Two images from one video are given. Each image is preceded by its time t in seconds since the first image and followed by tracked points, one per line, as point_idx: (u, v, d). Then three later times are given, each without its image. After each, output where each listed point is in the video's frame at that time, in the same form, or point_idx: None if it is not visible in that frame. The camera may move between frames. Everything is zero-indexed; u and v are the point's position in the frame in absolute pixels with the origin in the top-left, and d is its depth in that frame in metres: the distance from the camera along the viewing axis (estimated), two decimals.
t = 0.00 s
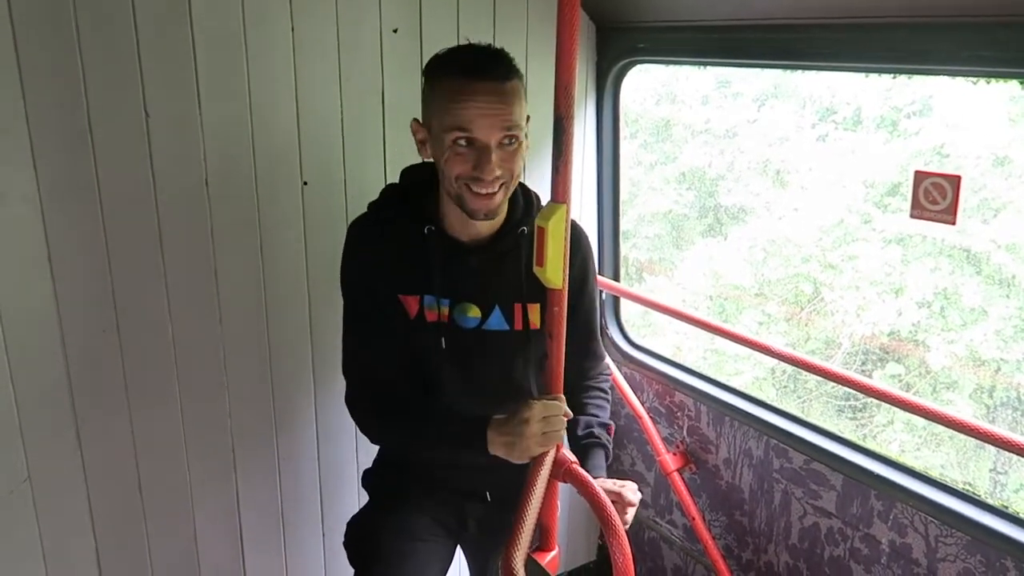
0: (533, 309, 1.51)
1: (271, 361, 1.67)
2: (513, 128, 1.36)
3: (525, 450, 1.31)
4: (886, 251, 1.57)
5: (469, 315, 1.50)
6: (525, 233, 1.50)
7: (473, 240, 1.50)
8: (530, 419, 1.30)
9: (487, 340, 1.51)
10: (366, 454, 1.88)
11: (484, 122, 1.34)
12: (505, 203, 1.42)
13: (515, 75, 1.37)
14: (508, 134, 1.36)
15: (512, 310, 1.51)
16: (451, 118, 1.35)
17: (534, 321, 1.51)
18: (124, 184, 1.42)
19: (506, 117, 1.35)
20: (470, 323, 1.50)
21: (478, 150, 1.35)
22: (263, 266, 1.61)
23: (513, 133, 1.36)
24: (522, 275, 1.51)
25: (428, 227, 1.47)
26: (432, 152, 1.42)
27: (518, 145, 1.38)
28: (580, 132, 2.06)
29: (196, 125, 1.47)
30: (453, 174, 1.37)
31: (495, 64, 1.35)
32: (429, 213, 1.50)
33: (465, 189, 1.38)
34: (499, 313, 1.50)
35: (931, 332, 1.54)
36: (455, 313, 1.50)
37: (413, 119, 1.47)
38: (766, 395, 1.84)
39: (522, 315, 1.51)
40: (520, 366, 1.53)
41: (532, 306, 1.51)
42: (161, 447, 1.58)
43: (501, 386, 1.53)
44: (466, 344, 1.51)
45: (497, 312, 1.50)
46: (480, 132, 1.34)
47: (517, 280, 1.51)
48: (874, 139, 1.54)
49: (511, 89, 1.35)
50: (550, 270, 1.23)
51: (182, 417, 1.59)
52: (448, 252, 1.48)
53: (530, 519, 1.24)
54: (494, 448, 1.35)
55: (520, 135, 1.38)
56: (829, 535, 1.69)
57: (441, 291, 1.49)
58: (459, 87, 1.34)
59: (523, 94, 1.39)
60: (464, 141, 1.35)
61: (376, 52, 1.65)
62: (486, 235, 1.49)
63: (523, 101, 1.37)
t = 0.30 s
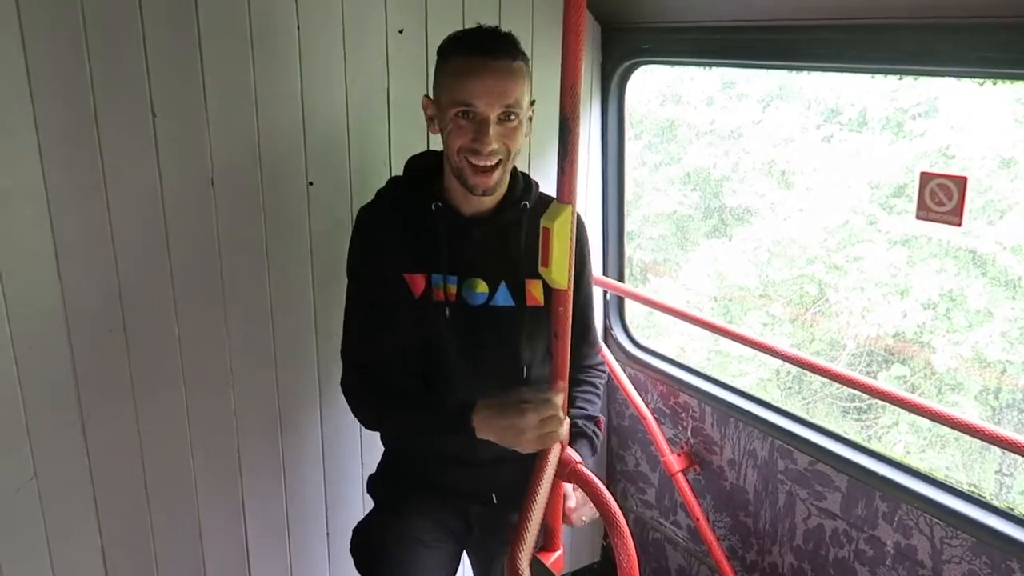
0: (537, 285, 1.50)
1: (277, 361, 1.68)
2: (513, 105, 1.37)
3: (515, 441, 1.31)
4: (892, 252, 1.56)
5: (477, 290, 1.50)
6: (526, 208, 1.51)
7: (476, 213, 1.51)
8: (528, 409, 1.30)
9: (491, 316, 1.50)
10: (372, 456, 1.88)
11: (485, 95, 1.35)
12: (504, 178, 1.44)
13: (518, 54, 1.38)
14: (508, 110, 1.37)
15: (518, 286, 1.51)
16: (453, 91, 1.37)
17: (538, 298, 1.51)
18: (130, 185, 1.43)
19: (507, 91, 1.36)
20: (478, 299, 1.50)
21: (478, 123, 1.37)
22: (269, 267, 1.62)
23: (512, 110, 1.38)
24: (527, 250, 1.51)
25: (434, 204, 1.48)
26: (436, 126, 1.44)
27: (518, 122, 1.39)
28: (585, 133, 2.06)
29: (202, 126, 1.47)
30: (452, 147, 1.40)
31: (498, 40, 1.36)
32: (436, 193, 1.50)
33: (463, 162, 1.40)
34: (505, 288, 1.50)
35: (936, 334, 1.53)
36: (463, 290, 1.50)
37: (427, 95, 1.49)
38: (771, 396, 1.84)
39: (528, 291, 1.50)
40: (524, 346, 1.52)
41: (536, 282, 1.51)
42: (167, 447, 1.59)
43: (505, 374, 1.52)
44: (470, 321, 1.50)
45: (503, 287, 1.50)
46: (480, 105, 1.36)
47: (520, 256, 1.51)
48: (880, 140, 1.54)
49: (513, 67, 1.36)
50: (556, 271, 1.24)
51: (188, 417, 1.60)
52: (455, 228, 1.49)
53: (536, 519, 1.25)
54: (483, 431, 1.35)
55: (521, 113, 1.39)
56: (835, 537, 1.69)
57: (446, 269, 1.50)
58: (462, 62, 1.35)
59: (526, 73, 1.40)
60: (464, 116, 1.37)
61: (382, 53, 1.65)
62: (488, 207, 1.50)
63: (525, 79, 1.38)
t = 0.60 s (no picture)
0: (535, 275, 1.50)
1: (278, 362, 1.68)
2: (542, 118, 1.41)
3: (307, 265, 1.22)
4: (892, 253, 1.57)
5: (475, 282, 1.49)
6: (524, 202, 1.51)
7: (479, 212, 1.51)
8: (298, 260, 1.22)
9: (490, 309, 1.50)
10: (374, 456, 1.88)
11: (522, 112, 1.37)
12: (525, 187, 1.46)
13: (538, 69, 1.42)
14: (538, 124, 1.41)
15: (517, 277, 1.50)
16: (487, 107, 1.37)
17: (537, 287, 1.51)
18: (133, 185, 1.44)
19: (539, 107, 1.39)
20: (476, 290, 1.50)
21: (514, 139, 1.38)
22: (271, 267, 1.62)
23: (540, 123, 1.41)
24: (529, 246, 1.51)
25: (434, 200, 1.50)
26: (456, 139, 1.42)
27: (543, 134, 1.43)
28: (586, 134, 2.06)
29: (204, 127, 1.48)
30: (485, 161, 1.39)
31: (522, 55, 1.39)
32: (440, 188, 1.52)
33: (496, 175, 1.40)
34: (503, 279, 1.50)
35: (937, 334, 1.54)
36: (461, 282, 1.49)
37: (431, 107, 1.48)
38: (772, 396, 1.85)
39: (527, 282, 1.50)
40: (525, 337, 1.51)
41: (534, 272, 1.50)
42: (168, 447, 1.59)
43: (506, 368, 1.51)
44: (470, 315, 1.49)
45: (501, 277, 1.50)
46: (515, 122, 1.37)
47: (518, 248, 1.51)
48: (881, 141, 1.54)
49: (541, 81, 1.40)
50: (556, 271, 1.25)
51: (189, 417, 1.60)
52: (454, 224, 1.50)
53: (536, 519, 1.25)
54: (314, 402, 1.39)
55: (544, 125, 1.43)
56: (834, 538, 1.69)
57: (445, 263, 1.50)
58: (495, 78, 1.36)
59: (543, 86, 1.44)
60: (499, 130, 1.38)
61: (383, 54, 1.65)
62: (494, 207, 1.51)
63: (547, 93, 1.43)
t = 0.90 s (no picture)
0: (535, 279, 1.50)
1: (281, 363, 1.68)
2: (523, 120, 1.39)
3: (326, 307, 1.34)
4: (894, 254, 1.57)
5: (474, 284, 1.50)
6: (524, 204, 1.51)
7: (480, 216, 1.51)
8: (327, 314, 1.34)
9: (489, 311, 1.50)
10: (377, 456, 1.88)
11: (501, 116, 1.36)
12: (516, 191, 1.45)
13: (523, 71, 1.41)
14: (519, 127, 1.39)
15: (516, 281, 1.50)
16: (469, 112, 1.37)
17: (536, 291, 1.51)
18: (136, 188, 1.44)
19: (517, 108, 1.37)
20: (475, 294, 1.50)
21: (495, 143, 1.37)
22: (273, 269, 1.63)
23: (523, 126, 1.40)
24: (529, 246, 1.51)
25: (434, 201, 1.50)
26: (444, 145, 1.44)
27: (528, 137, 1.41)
28: (587, 136, 2.06)
29: (206, 129, 1.48)
30: (469, 167, 1.39)
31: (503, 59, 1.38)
32: (440, 189, 1.52)
33: (481, 180, 1.39)
34: (502, 282, 1.50)
35: (938, 335, 1.54)
36: (460, 284, 1.50)
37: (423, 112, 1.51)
38: (774, 398, 1.85)
39: (527, 285, 1.50)
40: (525, 340, 1.51)
41: (534, 276, 1.50)
42: (171, 448, 1.59)
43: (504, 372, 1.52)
44: (469, 316, 1.50)
45: (500, 281, 1.50)
46: (494, 126, 1.37)
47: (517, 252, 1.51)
48: (882, 142, 1.54)
49: (521, 83, 1.39)
50: (558, 272, 1.25)
51: (192, 419, 1.60)
52: (453, 226, 1.50)
53: (538, 520, 1.25)
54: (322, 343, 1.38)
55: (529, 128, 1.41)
56: (837, 539, 1.69)
57: (445, 264, 1.50)
58: (476, 82, 1.36)
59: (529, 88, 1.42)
60: (479, 136, 1.38)
61: (385, 56, 1.66)
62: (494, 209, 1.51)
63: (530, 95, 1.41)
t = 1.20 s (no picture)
0: (533, 284, 1.51)
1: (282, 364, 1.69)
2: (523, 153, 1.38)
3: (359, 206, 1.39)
4: (895, 255, 1.57)
5: (472, 292, 1.50)
6: (522, 215, 1.52)
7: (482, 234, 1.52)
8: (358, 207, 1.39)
9: (489, 317, 1.51)
10: (378, 456, 1.88)
11: (502, 152, 1.35)
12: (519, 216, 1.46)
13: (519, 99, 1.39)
14: (519, 161, 1.38)
15: (514, 289, 1.51)
16: (469, 151, 1.36)
17: (534, 295, 1.51)
18: (137, 189, 1.44)
19: (517, 144, 1.36)
20: (473, 302, 1.50)
21: (497, 178, 1.37)
22: (274, 270, 1.63)
23: (522, 158, 1.39)
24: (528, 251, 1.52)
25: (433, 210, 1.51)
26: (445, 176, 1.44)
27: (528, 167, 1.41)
28: (588, 138, 2.06)
29: (207, 132, 1.48)
30: (473, 203, 1.41)
31: (503, 89, 1.37)
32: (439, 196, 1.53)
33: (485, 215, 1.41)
34: (500, 289, 1.50)
35: (940, 336, 1.54)
36: (458, 291, 1.50)
37: (421, 142, 1.50)
38: (775, 399, 1.85)
39: (524, 291, 1.51)
40: (523, 344, 1.52)
41: (532, 281, 1.51)
42: (173, 449, 1.59)
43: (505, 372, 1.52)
44: (469, 322, 1.50)
45: (498, 289, 1.50)
46: (495, 164, 1.36)
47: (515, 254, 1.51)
48: (883, 143, 1.54)
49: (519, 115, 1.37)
50: (558, 274, 1.25)
51: (193, 421, 1.60)
52: (450, 236, 1.51)
53: (540, 522, 1.25)
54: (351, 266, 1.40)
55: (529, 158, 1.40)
56: (838, 540, 1.69)
57: (442, 271, 1.51)
58: (475, 119, 1.35)
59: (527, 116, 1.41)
60: (481, 173, 1.37)
61: (386, 58, 1.66)
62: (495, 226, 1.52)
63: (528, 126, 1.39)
